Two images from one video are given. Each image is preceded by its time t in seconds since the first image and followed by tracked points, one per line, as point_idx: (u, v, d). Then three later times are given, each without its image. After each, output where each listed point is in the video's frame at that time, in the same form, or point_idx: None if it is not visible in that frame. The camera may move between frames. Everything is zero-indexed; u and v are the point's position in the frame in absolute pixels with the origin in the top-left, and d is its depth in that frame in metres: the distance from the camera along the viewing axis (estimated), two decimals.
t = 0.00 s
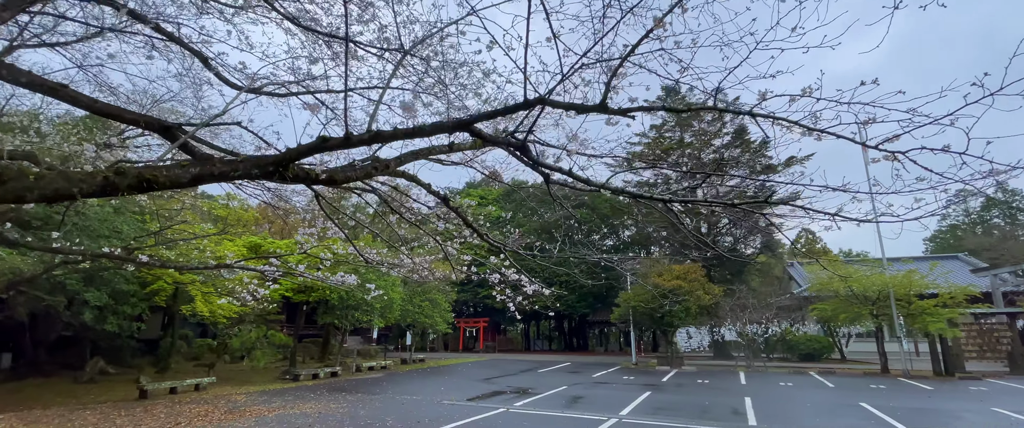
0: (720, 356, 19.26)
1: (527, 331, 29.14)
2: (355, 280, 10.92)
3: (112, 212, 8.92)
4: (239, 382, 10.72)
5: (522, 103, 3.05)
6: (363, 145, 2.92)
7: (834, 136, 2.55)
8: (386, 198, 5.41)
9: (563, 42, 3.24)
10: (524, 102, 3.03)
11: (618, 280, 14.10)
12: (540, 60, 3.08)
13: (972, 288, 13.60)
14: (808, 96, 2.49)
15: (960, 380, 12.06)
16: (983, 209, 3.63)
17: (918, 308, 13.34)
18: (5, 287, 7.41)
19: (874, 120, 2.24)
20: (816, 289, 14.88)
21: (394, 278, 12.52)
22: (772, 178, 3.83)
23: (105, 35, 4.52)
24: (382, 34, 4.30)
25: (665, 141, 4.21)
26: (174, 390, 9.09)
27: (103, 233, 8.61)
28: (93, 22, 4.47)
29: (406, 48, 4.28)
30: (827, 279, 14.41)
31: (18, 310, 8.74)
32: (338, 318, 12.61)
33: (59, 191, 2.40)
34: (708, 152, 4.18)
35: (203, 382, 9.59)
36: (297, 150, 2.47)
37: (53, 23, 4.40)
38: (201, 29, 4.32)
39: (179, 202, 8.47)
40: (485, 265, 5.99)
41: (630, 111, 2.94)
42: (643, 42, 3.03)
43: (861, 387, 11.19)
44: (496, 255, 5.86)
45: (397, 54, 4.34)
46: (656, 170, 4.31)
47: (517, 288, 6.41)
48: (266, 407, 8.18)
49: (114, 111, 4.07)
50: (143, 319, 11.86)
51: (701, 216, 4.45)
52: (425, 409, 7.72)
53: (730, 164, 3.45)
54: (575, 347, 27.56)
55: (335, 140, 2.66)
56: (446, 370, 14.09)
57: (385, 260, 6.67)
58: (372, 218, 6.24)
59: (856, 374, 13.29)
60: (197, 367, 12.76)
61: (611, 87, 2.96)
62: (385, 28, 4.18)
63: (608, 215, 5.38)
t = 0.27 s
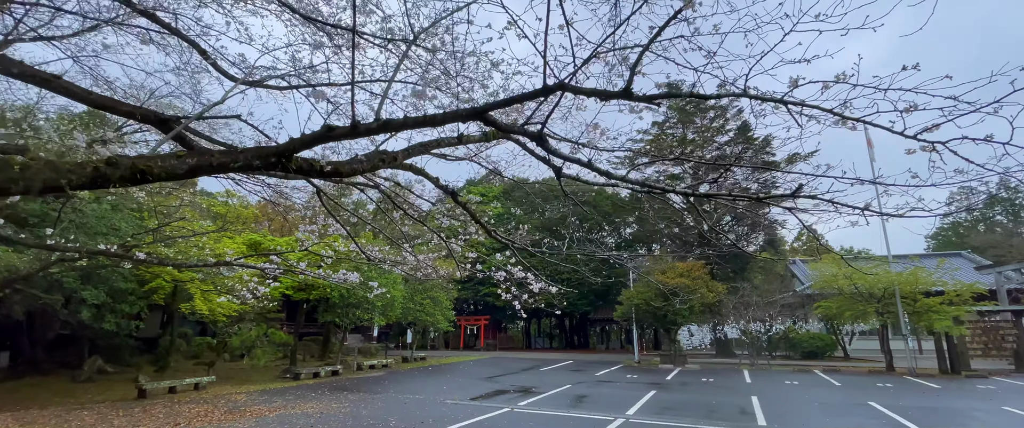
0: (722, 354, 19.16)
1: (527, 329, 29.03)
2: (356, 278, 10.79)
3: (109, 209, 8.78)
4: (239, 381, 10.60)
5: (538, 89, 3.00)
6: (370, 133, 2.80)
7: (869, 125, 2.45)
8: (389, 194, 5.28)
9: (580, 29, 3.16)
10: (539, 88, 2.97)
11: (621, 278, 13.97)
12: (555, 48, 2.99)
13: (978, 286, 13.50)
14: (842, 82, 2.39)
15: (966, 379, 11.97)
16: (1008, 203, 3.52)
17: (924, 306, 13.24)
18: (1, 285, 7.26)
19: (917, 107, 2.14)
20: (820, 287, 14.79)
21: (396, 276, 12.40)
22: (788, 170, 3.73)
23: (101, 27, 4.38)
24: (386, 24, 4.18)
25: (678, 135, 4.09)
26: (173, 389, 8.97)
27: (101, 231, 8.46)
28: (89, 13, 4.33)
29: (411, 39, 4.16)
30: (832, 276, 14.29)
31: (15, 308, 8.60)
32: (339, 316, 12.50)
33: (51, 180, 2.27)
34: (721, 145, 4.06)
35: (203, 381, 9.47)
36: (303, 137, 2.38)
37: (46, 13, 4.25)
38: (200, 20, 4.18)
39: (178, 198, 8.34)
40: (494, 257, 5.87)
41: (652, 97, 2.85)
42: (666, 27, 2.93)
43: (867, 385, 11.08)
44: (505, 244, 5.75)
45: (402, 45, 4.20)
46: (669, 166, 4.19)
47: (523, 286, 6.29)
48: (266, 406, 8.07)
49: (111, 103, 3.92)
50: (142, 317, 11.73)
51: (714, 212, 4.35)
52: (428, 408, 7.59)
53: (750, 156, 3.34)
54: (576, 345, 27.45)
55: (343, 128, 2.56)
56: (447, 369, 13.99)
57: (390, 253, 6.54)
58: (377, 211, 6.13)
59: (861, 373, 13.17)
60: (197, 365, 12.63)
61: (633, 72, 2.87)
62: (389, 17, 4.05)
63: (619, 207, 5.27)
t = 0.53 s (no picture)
0: (724, 351, 19.09)
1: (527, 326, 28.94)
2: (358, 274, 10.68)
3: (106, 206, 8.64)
4: (239, 379, 10.49)
5: (553, 74, 2.90)
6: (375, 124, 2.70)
7: (902, 111, 2.34)
8: (393, 189, 5.15)
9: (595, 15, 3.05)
10: (555, 73, 2.87)
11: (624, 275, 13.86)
12: (571, 32, 2.88)
13: (983, 283, 13.40)
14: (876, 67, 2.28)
15: (971, 376, 11.89)
16: None
17: (929, 303, 13.15)
18: None
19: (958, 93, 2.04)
20: (824, 284, 14.69)
21: (397, 273, 12.29)
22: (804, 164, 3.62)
23: (96, 17, 4.24)
24: (389, 14, 4.05)
25: (689, 128, 3.98)
26: (173, 388, 8.85)
27: (98, 227, 8.32)
28: (82, 2, 4.19)
29: (415, 29, 4.04)
30: (836, 273, 14.19)
31: (11, 306, 8.48)
32: (339, 313, 12.39)
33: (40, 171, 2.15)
34: (734, 139, 3.94)
35: (203, 379, 9.35)
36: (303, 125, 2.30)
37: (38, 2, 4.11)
38: (198, 10, 4.05)
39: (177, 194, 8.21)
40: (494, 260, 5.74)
41: (674, 83, 2.74)
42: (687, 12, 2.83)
43: (873, 383, 10.99)
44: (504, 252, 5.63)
45: (405, 35, 4.07)
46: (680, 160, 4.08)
47: (528, 284, 6.17)
48: (266, 405, 7.97)
49: (106, 95, 3.78)
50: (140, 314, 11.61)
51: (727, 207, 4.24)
52: (431, 407, 7.47)
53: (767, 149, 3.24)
54: (576, 343, 27.36)
55: (349, 115, 2.46)
56: (449, 366, 13.89)
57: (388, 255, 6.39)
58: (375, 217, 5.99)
59: (865, 370, 13.09)
60: (196, 363, 12.52)
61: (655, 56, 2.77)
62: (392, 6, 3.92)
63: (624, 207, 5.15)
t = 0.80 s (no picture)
0: (726, 348, 19.00)
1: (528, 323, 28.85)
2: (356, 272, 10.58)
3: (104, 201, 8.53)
4: (238, 375, 10.38)
5: (573, 52, 2.80)
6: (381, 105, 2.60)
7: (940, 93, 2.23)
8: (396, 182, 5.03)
9: None
10: (576, 50, 2.78)
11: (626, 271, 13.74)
12: (589, 9, 2.76)
13: (989, 279, 13.31)
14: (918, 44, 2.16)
15: (977, 374, 11.79)
16: None
17: (934, 300, 13.05)
18: None
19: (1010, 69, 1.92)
20: (828, 281, 14.59)
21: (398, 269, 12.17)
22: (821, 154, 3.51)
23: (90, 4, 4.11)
24: None
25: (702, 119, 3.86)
26: (172, 385, 8.73)
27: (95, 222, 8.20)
28: None
29: (419, 16, 3.92)
30: (840, 270, 14.08)
31: (7, 302, 8.35)
32: (340, 310, 12.27)
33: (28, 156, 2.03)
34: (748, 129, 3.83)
35: (203, 376, 9.24)
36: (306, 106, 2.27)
37: None
38: None
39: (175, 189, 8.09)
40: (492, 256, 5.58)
41: (705, 61, 2.62)
42: None
43: (878, 380, 10.90)
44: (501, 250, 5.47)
45: (410, 23, 3.95)
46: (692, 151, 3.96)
47: (533, 279, 6.06)
48: (266, 402, 7.85)
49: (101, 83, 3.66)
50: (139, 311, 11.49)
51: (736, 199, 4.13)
52: (434, 404, 7.36)
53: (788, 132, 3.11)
54: (577, 340, 27.27)
55: (356, 95, 2.43)
56: (450, 363, 13.78)
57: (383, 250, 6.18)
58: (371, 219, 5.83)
59: (870, 367, 12.99)
60: (196, 360, 12.40)
61: (682, 33, 2.65)
62: None
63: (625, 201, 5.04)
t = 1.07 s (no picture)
0: (728, 346, 18.90)
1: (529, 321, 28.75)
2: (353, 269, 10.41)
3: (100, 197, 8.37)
4: (239, 373, 10.26)
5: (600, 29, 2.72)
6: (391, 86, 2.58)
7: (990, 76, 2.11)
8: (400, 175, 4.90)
9: None
10: (602, 28, 2.71)
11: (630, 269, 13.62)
12: None
13: (995, 277, 13.19)
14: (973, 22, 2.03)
15: (984, 372, 11.68)
16: None
17: (940, 298, 12.93)
18: None
19: None
20: (833, 278, 14.47)
21: (400, 266, 12.04)
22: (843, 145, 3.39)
23: None
24: None
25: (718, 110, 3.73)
26: (171, 383, 8.61)
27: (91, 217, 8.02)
28: None
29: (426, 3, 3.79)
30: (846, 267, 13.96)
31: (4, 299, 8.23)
32: (341, 307, 12.15)
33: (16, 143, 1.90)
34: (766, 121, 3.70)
35: (202, 374, 9.12)
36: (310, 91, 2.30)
37: None
38: None
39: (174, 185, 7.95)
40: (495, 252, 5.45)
41: (744, 39, 2.50)
42: None
43: (885, 378, 10.79)
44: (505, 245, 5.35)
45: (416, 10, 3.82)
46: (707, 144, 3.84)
47: (540, 275, 5.93)
48: (267, 400, 7.73)
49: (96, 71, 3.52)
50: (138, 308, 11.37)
51: (750, 194, 4.01)
52: (438, 403, 7.25)
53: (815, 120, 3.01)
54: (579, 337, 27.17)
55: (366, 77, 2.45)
56: (452, 361, 13.67)
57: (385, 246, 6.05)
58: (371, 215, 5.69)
59: (875, 366, 12.88)
60: (196, 358, 12.28)
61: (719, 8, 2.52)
62: None
63: (627, 197, 4.93)
